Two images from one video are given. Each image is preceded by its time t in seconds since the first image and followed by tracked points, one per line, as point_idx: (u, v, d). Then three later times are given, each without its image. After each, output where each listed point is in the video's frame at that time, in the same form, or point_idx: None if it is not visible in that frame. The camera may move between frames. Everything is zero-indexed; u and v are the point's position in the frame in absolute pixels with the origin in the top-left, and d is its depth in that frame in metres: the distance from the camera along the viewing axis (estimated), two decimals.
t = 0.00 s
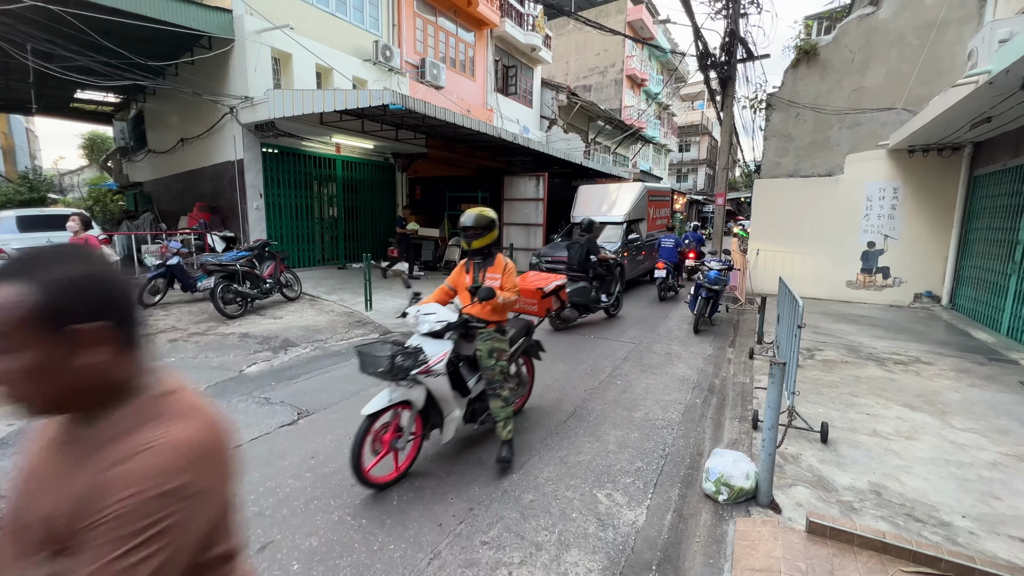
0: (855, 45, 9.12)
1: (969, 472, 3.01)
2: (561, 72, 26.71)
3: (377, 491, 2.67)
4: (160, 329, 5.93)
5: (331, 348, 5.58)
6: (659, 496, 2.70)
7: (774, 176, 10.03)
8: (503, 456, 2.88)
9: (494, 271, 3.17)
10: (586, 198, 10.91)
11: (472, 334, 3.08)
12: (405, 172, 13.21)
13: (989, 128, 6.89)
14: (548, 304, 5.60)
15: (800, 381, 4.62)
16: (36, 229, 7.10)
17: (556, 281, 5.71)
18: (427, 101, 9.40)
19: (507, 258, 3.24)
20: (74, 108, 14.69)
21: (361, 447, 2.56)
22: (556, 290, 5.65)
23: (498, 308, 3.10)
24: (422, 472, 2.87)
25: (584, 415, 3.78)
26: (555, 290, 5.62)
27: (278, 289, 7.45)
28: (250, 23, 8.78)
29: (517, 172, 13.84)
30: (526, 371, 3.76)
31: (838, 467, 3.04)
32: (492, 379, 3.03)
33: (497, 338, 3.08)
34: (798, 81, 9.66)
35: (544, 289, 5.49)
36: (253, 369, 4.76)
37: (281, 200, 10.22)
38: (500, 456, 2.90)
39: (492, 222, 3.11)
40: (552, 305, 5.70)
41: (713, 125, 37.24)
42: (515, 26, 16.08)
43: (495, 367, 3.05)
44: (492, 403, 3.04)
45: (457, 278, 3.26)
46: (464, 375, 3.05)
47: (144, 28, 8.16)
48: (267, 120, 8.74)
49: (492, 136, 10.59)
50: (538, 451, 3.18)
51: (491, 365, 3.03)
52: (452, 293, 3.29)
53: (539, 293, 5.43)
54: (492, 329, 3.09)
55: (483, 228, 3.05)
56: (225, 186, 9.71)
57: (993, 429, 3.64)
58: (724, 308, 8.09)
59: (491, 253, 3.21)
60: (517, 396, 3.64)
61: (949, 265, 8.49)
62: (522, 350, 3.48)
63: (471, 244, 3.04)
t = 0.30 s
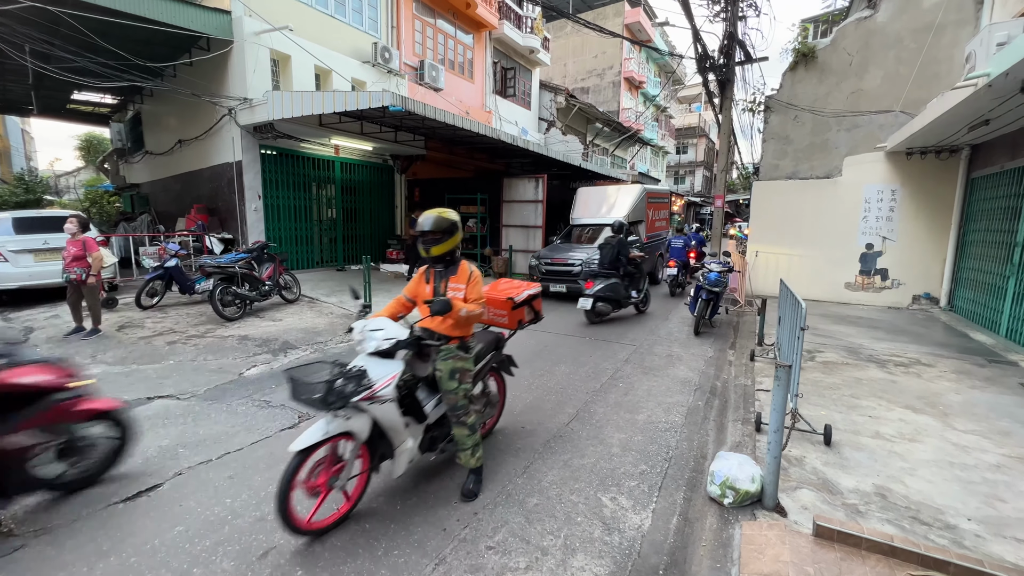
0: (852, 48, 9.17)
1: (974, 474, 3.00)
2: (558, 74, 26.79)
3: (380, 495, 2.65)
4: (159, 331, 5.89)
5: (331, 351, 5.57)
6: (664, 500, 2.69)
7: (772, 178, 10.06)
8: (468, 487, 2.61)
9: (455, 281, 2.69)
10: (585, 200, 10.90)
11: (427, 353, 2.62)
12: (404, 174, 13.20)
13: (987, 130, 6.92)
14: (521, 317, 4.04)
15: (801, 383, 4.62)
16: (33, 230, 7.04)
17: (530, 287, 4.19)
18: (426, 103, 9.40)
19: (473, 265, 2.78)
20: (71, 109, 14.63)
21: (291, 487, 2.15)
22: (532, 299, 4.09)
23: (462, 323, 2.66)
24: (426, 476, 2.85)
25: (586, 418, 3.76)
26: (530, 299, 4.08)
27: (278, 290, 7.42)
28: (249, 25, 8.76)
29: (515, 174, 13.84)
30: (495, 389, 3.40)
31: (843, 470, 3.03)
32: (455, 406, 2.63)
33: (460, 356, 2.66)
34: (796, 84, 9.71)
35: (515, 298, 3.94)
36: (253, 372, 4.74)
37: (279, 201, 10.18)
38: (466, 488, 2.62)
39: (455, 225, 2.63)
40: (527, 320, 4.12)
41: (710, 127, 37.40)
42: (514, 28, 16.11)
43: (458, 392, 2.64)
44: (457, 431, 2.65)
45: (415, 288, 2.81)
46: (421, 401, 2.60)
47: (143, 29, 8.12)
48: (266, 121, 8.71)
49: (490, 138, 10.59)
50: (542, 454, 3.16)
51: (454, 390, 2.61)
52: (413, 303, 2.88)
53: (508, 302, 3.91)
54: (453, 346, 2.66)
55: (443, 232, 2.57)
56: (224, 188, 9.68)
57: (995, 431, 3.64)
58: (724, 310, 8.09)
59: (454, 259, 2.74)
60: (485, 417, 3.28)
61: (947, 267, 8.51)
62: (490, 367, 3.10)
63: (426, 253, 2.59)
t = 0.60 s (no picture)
0: (852, 53, 9.20)
1: (989, 481, 2.96)
2: (557, 79, 26.88)
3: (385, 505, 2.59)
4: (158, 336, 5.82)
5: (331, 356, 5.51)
6: (676, 508, 2.63)
7: (773, 183, 10.06)
8: (457, 504, 2.44)
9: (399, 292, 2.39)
10: (586, 204, 10.88)
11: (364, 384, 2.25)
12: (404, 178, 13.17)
13: (989, 134, 6.92)
14: (489, 334, 3.08)
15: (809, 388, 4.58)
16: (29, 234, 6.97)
17: (501, 297, 3.26)
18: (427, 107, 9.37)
19: (423, 276, 2.55)
20: (70, 113, 14.59)
21: (176, 551, 1.71)
22: (500, 313, 3.17)
23: (411, 343, 2.37)
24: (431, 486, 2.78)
25: (593, 424, 3.71)
26: (497, 312, 3.14)
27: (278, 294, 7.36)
28: (250, 28, 8.73)
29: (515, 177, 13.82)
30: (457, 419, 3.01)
31: (856, 477, 2.98)
32: (407, 445, 2.28)
33: (411, 385, 2.34)
34: (796, 88, 9.72)
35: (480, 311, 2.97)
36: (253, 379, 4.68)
37: (279, 205, 10.14)
38: (454, 505, 2.45)
39: (403, 230, 2.37)
40: (493, 339, 3.15)
41: (708, 131, 37.57)
42: (513, 32, 16.15)
43: (411, 428, 2.29)
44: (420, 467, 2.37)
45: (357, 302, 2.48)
46: (361, 441, 2.21)
47: (143, 32, 8.08)
48: (267, 124, 8.67)
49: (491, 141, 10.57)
50: (549, 461, 3.10)
51: (405, 426, 2.27)
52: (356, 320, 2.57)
53: (471, 317, 2.90)
54: (403, 373, 2.33)
55: (390, 238, 2.33)
56: (223, 192, 9.62)
57: (1007, 437, 3.60)
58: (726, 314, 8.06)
59: (402, 269, 2.48)
60: (445, 450, 2.86)
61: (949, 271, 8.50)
62: (450, 393, 2.70)
63: (371, 259, 2.32)
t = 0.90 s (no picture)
0: (858, 58, 9.17)
1: None
2: (557, 85, 26.94)
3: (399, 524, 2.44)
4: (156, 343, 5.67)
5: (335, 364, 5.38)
6: (706, 526, 2.50)
7: (778, 188, 9.98)
8: None
9: (314, 315, 1.79)
10: (589, 209, 10.81)
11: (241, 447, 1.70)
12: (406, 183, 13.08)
13: (1000, 139, 6.87)
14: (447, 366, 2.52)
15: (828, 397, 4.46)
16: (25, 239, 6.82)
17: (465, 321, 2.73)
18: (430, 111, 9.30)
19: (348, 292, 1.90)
20: (68, 117, 14.49)
21: None
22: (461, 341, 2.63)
23: (330, 381, 1.77)
24: (446, 503, 2.64)
25: (609, 435, 3.58)
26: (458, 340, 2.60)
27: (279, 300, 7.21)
28: (252, 31, 8.65)
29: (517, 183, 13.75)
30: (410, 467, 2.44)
31: (889, 492, 2.85)
32: (311, 524, 1.71)
33: (327, 439, 1.78)
34: (801, 93, 9.68)
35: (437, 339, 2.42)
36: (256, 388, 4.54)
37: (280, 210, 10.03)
38: None
39: (315, 233, 1.77)
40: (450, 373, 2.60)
41: (706, 138, 37.75)
42: (515, 38, 16.16)
43: (320, 500, 1.73)
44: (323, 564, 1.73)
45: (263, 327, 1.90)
46: (251, 518, 1.66)
47: (144, 34, 7.99)
48: (269, 129, 8.57)
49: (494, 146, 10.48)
50: (568, 475, 2.97)
51: (313, 497, 1.71)
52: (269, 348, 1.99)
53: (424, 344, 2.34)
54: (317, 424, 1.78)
55: (294, 247, 1.73)
56: (223, 196, 9.51)
57: None
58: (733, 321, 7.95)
59: (320, 285, 1.86)
60: (392, 510, 2.28)
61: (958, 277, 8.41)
62: (390, 440, 2.14)
63: (275, 273, 1.75)
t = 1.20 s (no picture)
0: (867, 65, 9.13)
1: None
2: (558, 93, 27.01)
3: (426, 550, 2.29)
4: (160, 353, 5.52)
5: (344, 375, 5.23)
6: (753, 550, 2.35)
7: (787, 195, 9.89)
8: None
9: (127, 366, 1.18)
10: (596, 216, 10.70)
11: None
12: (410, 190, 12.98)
13: (1016, 146, 6.80)
14: (370, 427, 1.74)
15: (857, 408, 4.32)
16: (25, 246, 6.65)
17: (409, 359, 1.93)
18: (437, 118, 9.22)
19: (185, 328, 1.29)
20: (69, 124, 14.41)
21: None
22: (398, 390, 1.84)
23: (146, 471, 1.15)
24: (474, 526, 2.48)
25: (637, 450, 3.43)
26: (392, 388, 1.81)
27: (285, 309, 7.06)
28: (258, 37, 8.59)
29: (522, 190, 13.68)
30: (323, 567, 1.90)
31: (940, 512, 2.71)
32: None
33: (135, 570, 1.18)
34: (810, 100, 9.63)
35: (352, 392, 1.64)
36: (266, 399, 4.41)
37: (284, 217, 9.92)
38: None
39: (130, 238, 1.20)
40: (377, 437, 1.81)
41: (706, 146, 37.93)
42: (518, 46, 16.17)
43: None
44: None
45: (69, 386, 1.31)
46: None
47: (150, 40, 7.92)
48: (274, 135, 8.47)
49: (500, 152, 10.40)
50: (600, 494, 2.82)
51: None
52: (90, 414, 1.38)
53: (331, 399, 1.60)
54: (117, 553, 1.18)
55: (93, 259, 1.15)
56: (227, 203, 9.39)
57: None
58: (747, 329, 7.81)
59: (146, 320, 1.28)
60: None
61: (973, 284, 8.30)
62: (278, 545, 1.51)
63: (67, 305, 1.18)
